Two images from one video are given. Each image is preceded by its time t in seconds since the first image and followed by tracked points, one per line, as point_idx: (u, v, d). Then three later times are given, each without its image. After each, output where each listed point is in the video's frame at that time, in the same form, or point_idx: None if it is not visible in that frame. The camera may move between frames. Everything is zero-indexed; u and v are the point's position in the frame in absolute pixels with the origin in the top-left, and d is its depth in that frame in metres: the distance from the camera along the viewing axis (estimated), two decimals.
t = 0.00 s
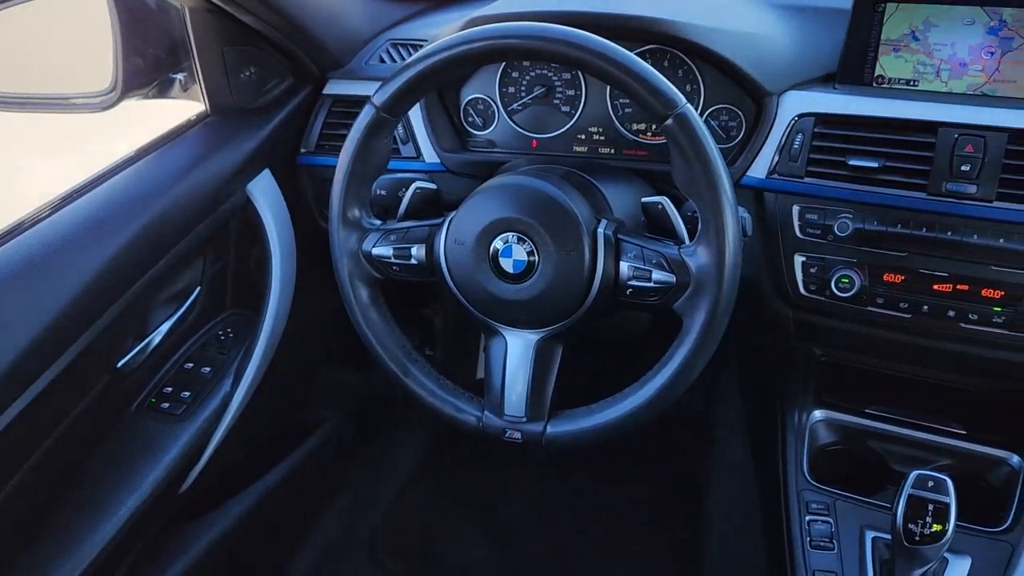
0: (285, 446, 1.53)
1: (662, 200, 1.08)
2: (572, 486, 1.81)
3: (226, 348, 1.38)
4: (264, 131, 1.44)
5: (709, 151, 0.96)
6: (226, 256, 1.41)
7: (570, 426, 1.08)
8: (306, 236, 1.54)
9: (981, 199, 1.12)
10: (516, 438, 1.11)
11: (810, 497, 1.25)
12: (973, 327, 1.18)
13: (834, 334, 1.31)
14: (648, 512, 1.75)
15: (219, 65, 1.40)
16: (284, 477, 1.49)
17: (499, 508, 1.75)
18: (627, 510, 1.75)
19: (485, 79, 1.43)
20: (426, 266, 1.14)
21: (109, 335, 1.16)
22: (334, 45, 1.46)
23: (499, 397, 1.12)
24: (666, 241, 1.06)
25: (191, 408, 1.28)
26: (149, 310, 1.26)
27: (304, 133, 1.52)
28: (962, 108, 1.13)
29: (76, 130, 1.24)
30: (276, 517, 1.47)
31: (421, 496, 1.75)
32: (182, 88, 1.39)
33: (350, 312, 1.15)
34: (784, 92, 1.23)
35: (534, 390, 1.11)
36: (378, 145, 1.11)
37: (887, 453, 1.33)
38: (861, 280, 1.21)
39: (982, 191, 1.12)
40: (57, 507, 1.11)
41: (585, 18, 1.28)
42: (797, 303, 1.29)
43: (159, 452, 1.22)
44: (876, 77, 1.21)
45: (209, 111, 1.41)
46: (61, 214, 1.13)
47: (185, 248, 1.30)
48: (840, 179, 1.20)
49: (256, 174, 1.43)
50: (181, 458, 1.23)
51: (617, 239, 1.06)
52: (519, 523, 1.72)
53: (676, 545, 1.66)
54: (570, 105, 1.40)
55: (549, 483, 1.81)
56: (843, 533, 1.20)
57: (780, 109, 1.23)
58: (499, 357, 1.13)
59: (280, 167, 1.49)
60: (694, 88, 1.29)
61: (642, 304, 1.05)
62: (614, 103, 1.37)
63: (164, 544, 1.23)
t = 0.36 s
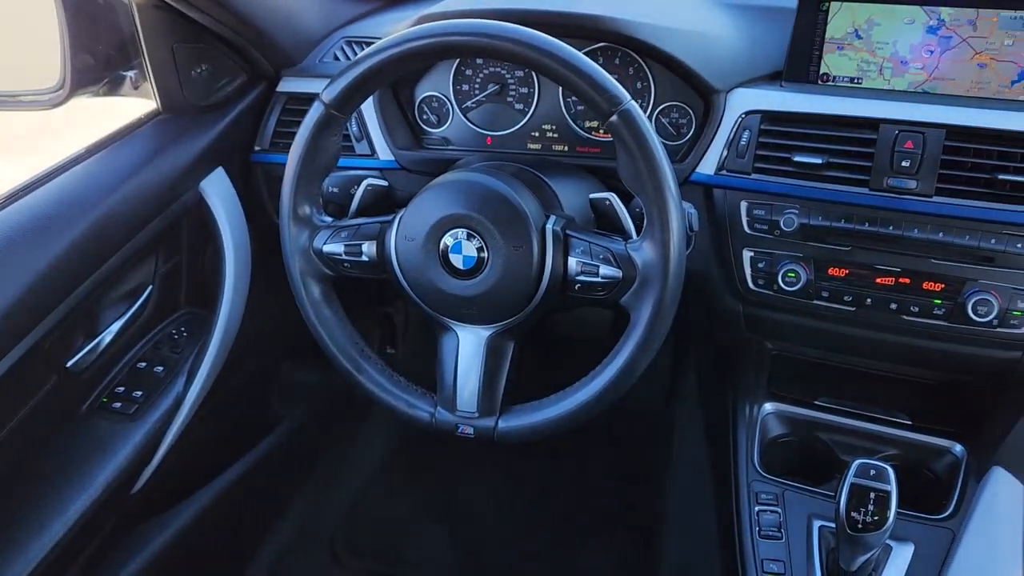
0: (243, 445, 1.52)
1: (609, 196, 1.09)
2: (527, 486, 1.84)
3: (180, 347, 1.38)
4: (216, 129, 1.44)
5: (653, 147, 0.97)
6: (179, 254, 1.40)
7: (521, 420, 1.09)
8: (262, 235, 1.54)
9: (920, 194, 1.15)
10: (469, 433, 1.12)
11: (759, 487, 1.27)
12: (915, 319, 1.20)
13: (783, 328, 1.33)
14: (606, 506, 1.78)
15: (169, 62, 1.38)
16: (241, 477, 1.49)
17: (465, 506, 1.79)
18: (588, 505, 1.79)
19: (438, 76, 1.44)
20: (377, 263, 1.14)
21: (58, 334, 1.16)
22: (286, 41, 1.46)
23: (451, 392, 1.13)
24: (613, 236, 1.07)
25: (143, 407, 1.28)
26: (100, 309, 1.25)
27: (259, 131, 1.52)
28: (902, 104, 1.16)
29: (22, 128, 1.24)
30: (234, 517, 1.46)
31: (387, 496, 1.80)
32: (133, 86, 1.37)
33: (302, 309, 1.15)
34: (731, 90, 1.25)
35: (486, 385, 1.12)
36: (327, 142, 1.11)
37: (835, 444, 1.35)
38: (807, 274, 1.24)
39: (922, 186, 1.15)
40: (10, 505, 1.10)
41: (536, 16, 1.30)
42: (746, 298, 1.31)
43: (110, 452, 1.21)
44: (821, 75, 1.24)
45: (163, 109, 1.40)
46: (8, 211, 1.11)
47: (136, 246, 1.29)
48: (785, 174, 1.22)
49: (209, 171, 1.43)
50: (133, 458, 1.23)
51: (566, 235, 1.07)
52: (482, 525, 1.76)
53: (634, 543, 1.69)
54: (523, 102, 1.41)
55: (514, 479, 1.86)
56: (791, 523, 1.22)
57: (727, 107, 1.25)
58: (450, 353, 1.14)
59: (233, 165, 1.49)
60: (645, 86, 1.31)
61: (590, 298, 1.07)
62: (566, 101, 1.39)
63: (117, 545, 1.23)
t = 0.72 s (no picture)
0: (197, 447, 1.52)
1: (558, 195, 1.10)
2: (487, 485, 1.85)
3: (131, 348, 1.37)
4: (168, 128, 1.43)
5: (599, 144, 0.98)
6: (131, 255, 1.39)
7: (473, 417, 1.10)
8: (215, 235, 1.53)
9: (863, 190, 1.18)
10: (422, 430, 1.12)
11: (711, 480, 1.29)
12: (859, 313, 1.23)
13: (733, 323, 1.35)
14: (564, 503, 1.80)
15: (118, 62, 1.38)
16: (196, 478, 1.48)
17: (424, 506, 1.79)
18: (547, 503, 1.81)
19: (392, 75, 1.44)
20: (328, 262, 1.14)
21: (5, 335, 1.15)
22: (239, 40, 1.46)
23: (403, 390, 1.13)
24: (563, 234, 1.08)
25: (93, 409, 1.27)
26: (49, 311, 1.24)
27: (211, 130, 1.50)
28: (845, 103, 1.19)
29: None
30: (190, 519, 1.46)
31: (346, 496, 1.80)
32: (81, 85, 1.36)
33: (253, 308, 1.15)
34: (680, 89, 1.27)
35: (439, 382, 1.12)
36: (277, 141, 1.11)
37: (785, 436, 1.38)
38: (755, 269, 1.26)
39: (864, 182, 1.18)
40: None
41: (487, 15, 1.31)
42: (696, 294, 1.33)
43: (59, 454, 1.20)
44: (768, 74, 1.26)
45: (112, 108, 1.39)
46: None
47: (86, 246, 1.28)
48: (734, 172, 1.24)
49: (160, 173, 1.42)
50: (82, 460, 1.22)
51: (516, 232, 1.08)
52: (442, 522, 1.76)
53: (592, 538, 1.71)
54: (477, 101, 1.42)
55: (474, 479, 1.87)
56: (741, 514, 1.24)
57: (676, 105, 1.27)
58: (403, 351, 1.14)
59: (186, 164, 1.48)
60: (597, 85, 1.33)
61: (539, 295, 1.08)
62: (520, 99, 1.40)
63: (67, 549, 1.22)
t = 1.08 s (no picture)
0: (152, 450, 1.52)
1: (508, 193, 1.11)
2: (447, 483, 1.86)
3: (82, 350, 1.36)
4: (117, 129, 1.42)
5: (546, 143, 0.99)
6: (81, 256, 1.38)
7: (425, 415, 1.10)
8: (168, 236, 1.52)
9: (807, 186, 1.20)
10: (374, 429, 1.13)
11: (664, 473, 1.31)
12: (805, 307, 1.26)
13: (684, 319, 1.37)
14: (523, 500, 1.81)
15: (64, 62, 1.36)
16: (153, 479, 1.47)
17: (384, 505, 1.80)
18: (506, 500, 1.82)
19: (344, 75, 1.44)
20: (279, 261, 1.14)
21: None
22: (188, 39, 1.45)
23: (356, 389, 1.13)
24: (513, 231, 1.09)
25: (42, 411, 1.26)
26: None
27: (164, 129, 1.50)
28: (788, 102, 1.21)
29: None
30: (146, 520, 1.44)
31: (305, 496, 1.79)
32: (29, 85, 1.34)
33: (204, 309, 1.15)
34: (629, 88, 1.29)
35: (391, 380, 1.13)
36: (225, 141, 1.11)
37: (738, 429, 1.40)
38: (703, 265, 1.28)
39: (808, 179, 1.20)
40: None
41: (438, 14, 1.31)
42: (647, 290, 1.35)
43: (8, 457, 1.19)
44: (715, 73, 1.28)
45: (60, 109, 1.38)
46: None
47: (34, 247, 1.27)
48: (682, 169, 1.26)
49: (111, 172, 1.41)
50: (30, 464, 1.21)
51: (466, 230, 1.08)
52: (401, 521, 1.76)
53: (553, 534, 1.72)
54: (429, 100, 1.42)
55: (434, 477, 1.88)
56: (693, 507, 1.26)
57: (625, 104, 1.28)
58: (354, 350, 1.14)
59: (136, 165, 1.47)
60: (548, 85, 1.34)
61: (490, 292, 1.09)
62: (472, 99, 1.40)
63: (16, 554, 1.22)
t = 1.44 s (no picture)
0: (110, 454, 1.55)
1: (462, 190, 1.12)
2: (410, 482, 1.86)
3: (36, 353, 1.37)
4: (68, 129, 1.40)
5: (498, 142, 1.00)
6: (34, 257, 1.39)
7: (382, 413, 1.11)
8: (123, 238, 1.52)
9: (757, 183, 1.22)
10: (331, 428, 1.13)
11: (621, 468, 1.32)
12: (757, 302, 1.28)
13: (641, 315, 1.39)
14: (486, 497, 1.83)
15: (13, 61, 1.35)
16: (114, 480, 1.47)
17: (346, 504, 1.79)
18: (469, 498, 1.82)
19: (301, 74, 1.44)
20: (233, 262, 1.13)
21: None
22: (142, 39, 1.44)
23: (313, 388, 1.13)
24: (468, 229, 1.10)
25: None
26: None
27: (118, 130, 1.48)
28: (739, 101, 1.23)
29: None
30: (107, 521, 1.45)
31: (267, 496, 1.78)
32: None
33: (158, 310, 1.14)
34: (583, 87, 1.30)
35: (348, 379, 1.13)
36: (177, 140, 1.10)
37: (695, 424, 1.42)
38: (658, 262, 1.30)
39: (759, 176, 1.22)
40: None
41: (393, 14, 1.32)
42: (604, 287, 1.37)
43: None
44: (669, 72, 1.30)
45: (10, 109, 1.37)
46: None
47: None
48: (636, 167, 1.27)
49: (65, 174, 1.40)
50: None
51: (420, 228, 1.09)
52: (364, 521, 1.77)
53: (516, 531, 1.73)
54: (387, 100, 1.42)
55: (397, 476, 1.88)
56: (650, 500, 1.28)
57: (580, 102, 1.30)
58: (311, 349, 1.15)
59: (90, 167, 1.45)
60: (505, 84, 1.35)
61: (445, 290, 1.10)
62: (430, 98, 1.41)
63: None
